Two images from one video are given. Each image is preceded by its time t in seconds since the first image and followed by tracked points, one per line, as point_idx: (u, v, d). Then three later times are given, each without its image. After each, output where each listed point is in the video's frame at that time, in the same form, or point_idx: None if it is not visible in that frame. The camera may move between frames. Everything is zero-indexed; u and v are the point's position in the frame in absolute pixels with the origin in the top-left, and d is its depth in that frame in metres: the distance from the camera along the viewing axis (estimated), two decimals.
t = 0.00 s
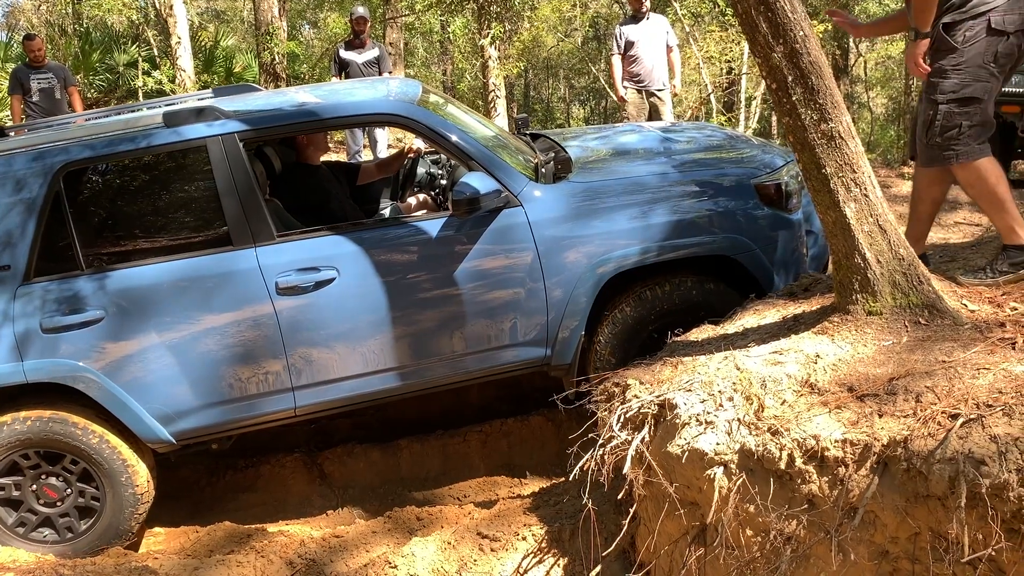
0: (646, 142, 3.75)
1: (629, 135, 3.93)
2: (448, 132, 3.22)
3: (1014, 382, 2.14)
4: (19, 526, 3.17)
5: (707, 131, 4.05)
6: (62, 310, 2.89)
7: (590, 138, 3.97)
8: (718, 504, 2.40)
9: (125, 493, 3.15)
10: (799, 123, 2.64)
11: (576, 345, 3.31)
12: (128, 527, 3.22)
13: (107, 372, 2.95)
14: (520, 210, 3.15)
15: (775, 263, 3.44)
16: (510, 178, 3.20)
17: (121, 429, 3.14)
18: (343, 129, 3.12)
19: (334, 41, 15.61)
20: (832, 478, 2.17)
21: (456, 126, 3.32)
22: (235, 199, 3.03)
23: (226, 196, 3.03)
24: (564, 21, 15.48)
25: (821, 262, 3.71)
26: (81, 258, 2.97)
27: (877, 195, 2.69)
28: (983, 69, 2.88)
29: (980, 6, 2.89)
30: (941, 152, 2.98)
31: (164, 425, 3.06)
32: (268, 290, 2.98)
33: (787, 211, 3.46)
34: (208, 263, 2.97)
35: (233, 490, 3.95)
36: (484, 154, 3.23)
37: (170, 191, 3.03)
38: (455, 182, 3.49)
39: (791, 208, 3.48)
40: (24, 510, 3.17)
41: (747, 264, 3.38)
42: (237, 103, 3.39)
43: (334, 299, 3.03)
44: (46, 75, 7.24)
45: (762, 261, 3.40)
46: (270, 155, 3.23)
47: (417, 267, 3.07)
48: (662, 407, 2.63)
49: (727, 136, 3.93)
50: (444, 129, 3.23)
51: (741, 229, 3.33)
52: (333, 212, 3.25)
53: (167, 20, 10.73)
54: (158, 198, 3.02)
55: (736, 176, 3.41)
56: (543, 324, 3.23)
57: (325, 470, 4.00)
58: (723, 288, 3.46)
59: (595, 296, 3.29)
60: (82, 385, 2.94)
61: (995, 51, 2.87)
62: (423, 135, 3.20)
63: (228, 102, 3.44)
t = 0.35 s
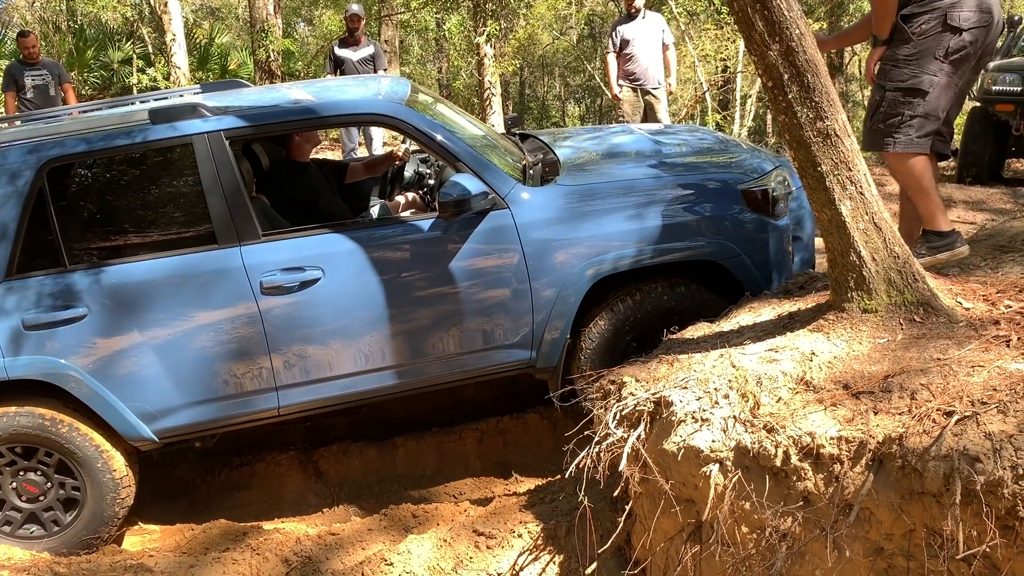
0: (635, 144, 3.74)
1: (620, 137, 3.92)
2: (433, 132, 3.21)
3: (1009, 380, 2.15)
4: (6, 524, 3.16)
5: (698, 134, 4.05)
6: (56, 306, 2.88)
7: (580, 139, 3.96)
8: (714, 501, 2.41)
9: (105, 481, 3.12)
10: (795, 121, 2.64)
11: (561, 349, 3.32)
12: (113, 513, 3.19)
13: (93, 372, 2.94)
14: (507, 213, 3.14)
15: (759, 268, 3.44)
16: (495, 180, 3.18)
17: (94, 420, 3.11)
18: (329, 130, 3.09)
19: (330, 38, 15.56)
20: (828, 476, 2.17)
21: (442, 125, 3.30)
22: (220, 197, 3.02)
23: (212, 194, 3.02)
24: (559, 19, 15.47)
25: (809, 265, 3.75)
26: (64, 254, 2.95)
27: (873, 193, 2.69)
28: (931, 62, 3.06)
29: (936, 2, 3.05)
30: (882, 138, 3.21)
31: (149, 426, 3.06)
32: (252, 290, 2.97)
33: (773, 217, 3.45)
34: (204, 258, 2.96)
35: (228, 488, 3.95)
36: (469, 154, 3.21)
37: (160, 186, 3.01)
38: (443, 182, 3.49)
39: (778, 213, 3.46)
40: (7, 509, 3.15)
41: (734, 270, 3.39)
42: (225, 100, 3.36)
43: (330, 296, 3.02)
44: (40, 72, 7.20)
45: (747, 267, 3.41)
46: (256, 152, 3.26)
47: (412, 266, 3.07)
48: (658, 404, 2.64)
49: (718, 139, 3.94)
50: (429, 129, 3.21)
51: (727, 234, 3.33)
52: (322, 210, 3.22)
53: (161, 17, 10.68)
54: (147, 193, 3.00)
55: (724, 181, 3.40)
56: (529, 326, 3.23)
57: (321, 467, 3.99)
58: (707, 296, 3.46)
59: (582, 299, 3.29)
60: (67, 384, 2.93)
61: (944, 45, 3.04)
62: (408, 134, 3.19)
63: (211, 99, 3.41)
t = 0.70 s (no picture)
0: (624, 155, 3.70)
1: (612, 145, 3.88)
2: (412, 135, 3.16)
3: (1007, 382, 2.15)
4: None
5: (692, 146, 4.00)
6: (57, 299, 2.89)
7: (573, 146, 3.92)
8: (712, 502, 2.40)
9: (71, 458, 3.11)
10: (795, 122, 2.64)
11: (538, 359, 3.28)
12: (85, 488, 3.17)
13: (76, 369, 2.94)
14: (487, 220, 3.11)
15: (738, 284, 3.40)
16: (475, 186, 3.14)
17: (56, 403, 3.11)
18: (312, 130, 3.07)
19: (331, 36, 15.56)
20: (826, 477, 2.17)
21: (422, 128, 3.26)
22: (199, 196, 3.00)
23: (191, 193, 3.00)
24: (560, 19, 15.47)
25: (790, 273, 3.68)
26: (55, 247, 2.95)
27: (873, 194, 2.69)
28: (927, 73, 3.06)
29: (923, 13, 3.06)
30: (887, 154, 3.16)
31: (125, 425, 3.04)
32: (230, 291, 2.95)
33: (754, 233, 3.40)
34: (206, 255, 2.95)
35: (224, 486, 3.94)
36: (447, 157, 3.17)
37: (146, 178, 3.00)
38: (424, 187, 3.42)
39: (760, 228, 3.42)
40: None
41: (715, 285, 3.35)
42: (212, 98, 3.35)
43: (329, 295, 3.01)
44: (39, 68, 7.20)
45: (729, 282, 3.37)
46: (240, 149, 3.20)
47: (408, 267, 3.06)
48: (655, 404, 2.64)
49: (709, 151, 3.93)
50: (408, 132, 3.17)
51: (709, 248, 3.30)
52: (308, 208, 3.20)
53: (161, 13, 10.65)
54: (134, 185, 2.99)
55: (708, 195, 3.36)
56: (523, 329, 3.20)
57: (318, 465, 3.99)
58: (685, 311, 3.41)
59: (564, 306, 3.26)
60: (49, 381, 2.92)
61: (937, 56, 3.04)
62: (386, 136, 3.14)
63: (196, 98, 3.41)
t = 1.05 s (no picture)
0: (624, 180, 3.68)
1: (614, 171, 3.86)
2: (400, 150, 3.17)
3: (1021, 400, 2.14)
4: None
5: (695, 175, 3.98)
6: (75, 299, 2.93)
7: (574, 169, 3.91)
8: (721, 515, 2.40)
9: (38, 442, 3.08)
10: (810, 136, 2.65)
11: (522, 379, 3.25)
12: (60, 468, 3.14)
13: (60, 375, 2.96)
14: (474, 240, 3.09)
15: (724, 312, 3.32)
16: (462, 203, 3.14)
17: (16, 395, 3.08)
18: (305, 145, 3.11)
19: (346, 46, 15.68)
20: (836, 492, 2.17)
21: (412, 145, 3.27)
22: (189, 206, 3.02)
23: (182, 203, 3.02)
24: (574, 32, 15.57)
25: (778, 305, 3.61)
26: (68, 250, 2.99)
27: (886, 209, 2.69)
28: (941, 89, 3.07)
29: (936, 28, 3.06)
30: (897, 169, 3.17)
31: (118, 429, 3.07)
32: (215, 303, 2.97)
33: (741, 263, 3.33)
34: (220, 264, 2.98)
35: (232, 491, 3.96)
36: (434, 174, 3.17)
37: (148, 184, 3.02)
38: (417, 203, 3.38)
39: (749, 258, 3.35)
40: None
41: (702, 316, 3.28)
42: (223, 107, 3.43)
43: (340, 304, 3.04)
44: (58, 73, 7.30)
45: (716, 313, 3.29)
46: (236, 158, 3.19)
47: (417, 280, 3.07)
48: (666, 417, 2.63)
49: (710, 180, 3.92)
50: (397, 148, 3.18)
51: (698, 276, 3.23)
52: (301, 220, 3.21)
53: (179, 20, 10.76)
54: (136, 190, 3.02)
55: (695, 224, 3.29)
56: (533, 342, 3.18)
57: (328, 472, 4.01)
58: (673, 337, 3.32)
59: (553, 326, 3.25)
60: (45, 383, 2.96)
61: (948, 72, 3.06)
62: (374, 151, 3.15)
63: (203, 106, 3.48)
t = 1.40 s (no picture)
0: (655, 202, 3.68)
1: (645, 192, 3.86)
2: (431, 168, 3.22)
3: None
4: (14, 531, 3.27)
5: (728, 197, 3.95)
6: (112, 314, 3.01)
7: (605, 189, 3.92)
8: (756, 539, 2.37)
9: (68, 450, 3.14)
10: (847, 156, 2.63)
11: (552, 401, 3.26)
12: (89, 477, 3.20)
13: (94, 388, 3.04)
14: (504, 260, 3.12)
15: (757, 335, 3.30)
16: (489, 221, 3.17)
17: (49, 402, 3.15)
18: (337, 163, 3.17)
19: (379, 65, 15.97)
20: (873, 518, 2.14)
21: (443, 164, 3.32)
22: (224, 223, 3.09)
23: (218, 221, 3.09)
24: (606, 52, 15.65)
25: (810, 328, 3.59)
26: (105, 263, 3.08)
27: (925, 230, 2.66)
28: (978, 111, 3.04)
29: (972, 50, 3.03)
30: (931, 192, 3.12)
31: (151, 442, 3.13)
32: (249, 320, 3.03)
33: (776, 286, 3.32)
34: (255, 281, 3.05)
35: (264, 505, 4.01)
36: (464, 193, 3.20)
37: (183, 201, 3.11)
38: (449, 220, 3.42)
39: (782, 282, 3.34)
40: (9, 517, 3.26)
41: (733, 338, 3.26)
42: (258, 124, 3.52)
43: (373, 322, 3.08)
44: (99, 90, 7.54)
45: (748, 336, 3.28)
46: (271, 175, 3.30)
47: (446, 299, 3.10)
48: (700, 439, 2.62)
49: (743, 202, 3.90)
50: (427, 166, 3.22)
51: (729, 300, 3.22)
52: (334, 237, 3.28)
53: (216, 40, 11.03)
54: (171, 207, 3.11)
55: (726, 247, 3.28)
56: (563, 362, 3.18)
57: (356, 488, 4.03)
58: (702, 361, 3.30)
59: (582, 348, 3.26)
60: (80, 395, 3.03)
61: (985, 93, 3.03)
62: (405, 170, 3.20)
63: (240, 124, 3.57)
